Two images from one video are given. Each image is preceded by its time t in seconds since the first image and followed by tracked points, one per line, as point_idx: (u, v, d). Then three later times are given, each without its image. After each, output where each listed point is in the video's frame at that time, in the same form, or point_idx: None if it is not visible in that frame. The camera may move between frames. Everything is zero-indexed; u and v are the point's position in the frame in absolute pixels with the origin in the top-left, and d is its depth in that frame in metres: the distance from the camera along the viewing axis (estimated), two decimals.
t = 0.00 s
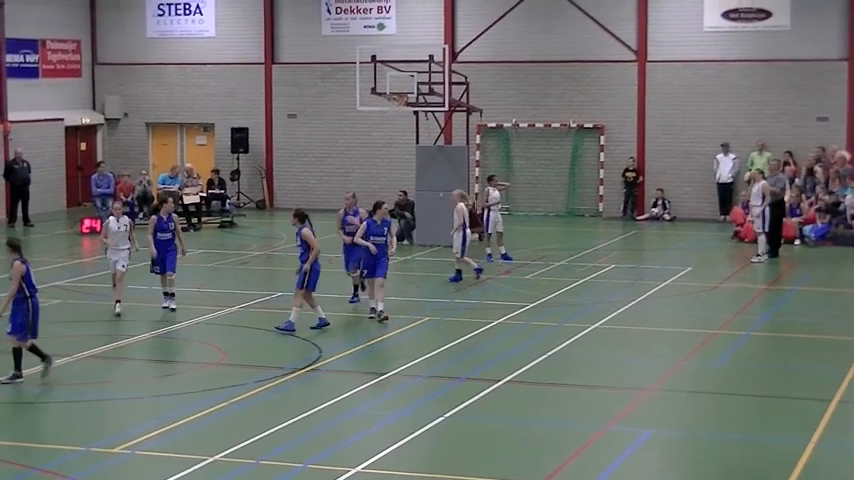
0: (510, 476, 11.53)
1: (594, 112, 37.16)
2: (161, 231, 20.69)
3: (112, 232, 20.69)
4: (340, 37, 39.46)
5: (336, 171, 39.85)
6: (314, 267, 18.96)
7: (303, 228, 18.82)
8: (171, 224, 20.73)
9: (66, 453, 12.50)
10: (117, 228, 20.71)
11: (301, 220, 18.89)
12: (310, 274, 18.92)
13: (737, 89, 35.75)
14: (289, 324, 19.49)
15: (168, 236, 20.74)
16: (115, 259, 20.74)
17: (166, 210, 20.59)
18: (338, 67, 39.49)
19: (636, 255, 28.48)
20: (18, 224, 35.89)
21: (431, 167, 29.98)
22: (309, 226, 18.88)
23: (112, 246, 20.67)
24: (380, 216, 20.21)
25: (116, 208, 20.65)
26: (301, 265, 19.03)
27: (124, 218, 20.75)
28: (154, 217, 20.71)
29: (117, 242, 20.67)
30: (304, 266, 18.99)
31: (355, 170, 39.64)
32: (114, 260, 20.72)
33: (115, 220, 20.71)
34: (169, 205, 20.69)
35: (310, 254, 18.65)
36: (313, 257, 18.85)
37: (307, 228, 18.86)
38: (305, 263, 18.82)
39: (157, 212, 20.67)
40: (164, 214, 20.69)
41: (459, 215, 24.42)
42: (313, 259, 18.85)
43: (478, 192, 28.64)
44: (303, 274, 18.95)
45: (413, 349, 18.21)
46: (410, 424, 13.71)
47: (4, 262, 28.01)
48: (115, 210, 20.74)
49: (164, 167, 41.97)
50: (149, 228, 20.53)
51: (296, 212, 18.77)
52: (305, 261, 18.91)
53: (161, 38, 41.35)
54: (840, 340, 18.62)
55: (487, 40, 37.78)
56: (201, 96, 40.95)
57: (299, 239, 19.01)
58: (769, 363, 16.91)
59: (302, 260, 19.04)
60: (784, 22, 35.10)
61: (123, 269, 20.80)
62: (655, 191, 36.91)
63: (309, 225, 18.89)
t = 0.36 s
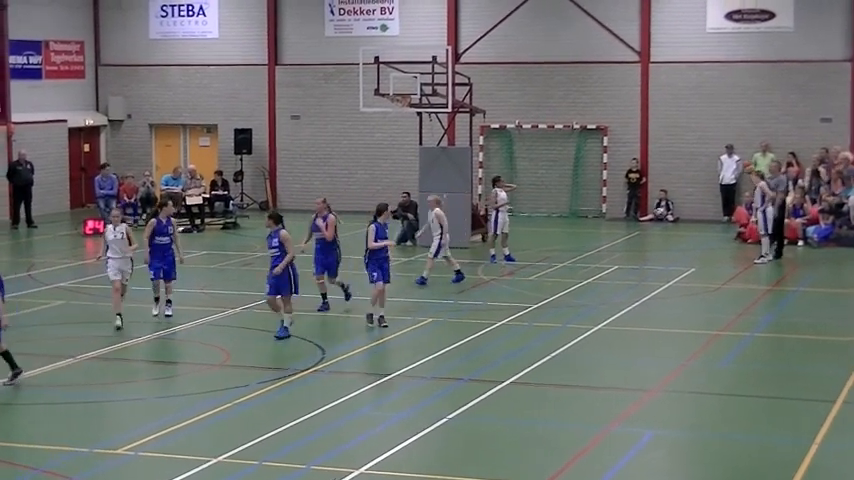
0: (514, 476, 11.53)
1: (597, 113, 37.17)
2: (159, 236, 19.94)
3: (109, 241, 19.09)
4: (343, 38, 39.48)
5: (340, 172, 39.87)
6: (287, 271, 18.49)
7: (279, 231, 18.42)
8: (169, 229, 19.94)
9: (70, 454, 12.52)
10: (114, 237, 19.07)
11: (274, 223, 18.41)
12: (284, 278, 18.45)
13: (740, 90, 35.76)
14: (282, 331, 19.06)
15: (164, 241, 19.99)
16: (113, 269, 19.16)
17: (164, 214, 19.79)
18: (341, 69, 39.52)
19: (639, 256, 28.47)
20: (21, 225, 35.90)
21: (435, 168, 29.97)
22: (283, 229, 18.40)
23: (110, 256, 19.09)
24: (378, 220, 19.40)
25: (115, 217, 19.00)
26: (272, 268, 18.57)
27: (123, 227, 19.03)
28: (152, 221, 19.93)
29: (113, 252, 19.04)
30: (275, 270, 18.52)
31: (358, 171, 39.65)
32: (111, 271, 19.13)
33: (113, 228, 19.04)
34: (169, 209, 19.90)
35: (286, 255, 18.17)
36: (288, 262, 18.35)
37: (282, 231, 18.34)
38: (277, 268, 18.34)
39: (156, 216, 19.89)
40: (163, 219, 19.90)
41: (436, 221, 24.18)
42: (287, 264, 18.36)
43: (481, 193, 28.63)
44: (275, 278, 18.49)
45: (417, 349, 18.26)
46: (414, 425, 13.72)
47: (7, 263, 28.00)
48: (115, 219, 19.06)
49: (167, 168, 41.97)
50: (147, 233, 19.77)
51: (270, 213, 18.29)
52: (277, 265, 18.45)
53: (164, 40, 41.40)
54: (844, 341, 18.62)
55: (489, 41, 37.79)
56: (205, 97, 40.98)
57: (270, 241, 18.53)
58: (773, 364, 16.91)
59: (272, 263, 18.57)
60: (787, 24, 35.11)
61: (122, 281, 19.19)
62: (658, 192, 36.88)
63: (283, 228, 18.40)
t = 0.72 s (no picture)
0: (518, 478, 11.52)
1: (601, 115, 37.16)
2: (150, 243, 19.55)
3: (115, 251, 18.35)
4: (347, 40, 39.49)
5: (344, 174, 39.88)
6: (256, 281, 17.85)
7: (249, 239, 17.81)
8: (161, 234, 19.58)
9: (74, 456, 12.51)
10: (120, 245, 18.40)
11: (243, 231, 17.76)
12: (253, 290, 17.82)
13: (744, 92, 35.74)
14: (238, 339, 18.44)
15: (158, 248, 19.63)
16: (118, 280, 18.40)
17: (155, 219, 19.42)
18: (345, 70, 39.52)
19: (644, 258, 28.45)
20: (26, 227, 35.93)
21: (439, 170, 29.97)
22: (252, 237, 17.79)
23: (116, 266, 18.34)
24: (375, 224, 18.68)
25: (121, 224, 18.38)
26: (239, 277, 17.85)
27: (128, 234, 18.51)
28: (142, 228, 19.54)
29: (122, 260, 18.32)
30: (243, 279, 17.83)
31: (362, 173, 39.66)
32: (118, 281, 18.37)
33: (119, 236, 18.44)
34: (159, 214, 19.54)
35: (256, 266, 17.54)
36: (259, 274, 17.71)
37: (252, 240, 17.76)
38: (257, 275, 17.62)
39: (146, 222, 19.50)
40: (154, 224, 19.53)
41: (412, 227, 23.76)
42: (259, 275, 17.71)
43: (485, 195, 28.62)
44: (243, 288, 17.80)
45: (422, 351, 18.27)
46: (418, 427, 13.70)
47: (11, 265, 28.02)
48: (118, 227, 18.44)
49: (171, 170, 41.98)
50: (138, 240, 19.35)
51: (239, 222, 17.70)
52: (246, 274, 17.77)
53: (168, 42, 41.41)
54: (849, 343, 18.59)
55: (494, 43, 37.79)
56: (209, 99, 40.98)
57: (238, 250, 17.82)
58: (777, 366, 16.89)
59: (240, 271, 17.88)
60: (791, 26, 35.09)
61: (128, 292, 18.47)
62: (662, 194, 36.87)
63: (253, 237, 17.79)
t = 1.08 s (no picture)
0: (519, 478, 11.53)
1: (602, 115, 37.17)
2: (142, 250, 19.00)
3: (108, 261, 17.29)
4: (348, 41, 39.51)
5: (345, 175, 39.90)
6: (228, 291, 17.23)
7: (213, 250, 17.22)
8: (153, 242, 19.07)
9: (75, 457, 12.53)
10: (113, 254, 17.28)
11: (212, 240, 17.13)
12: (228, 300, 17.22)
13: (746, 92, 35.74)
14: (210, 350, 17.83)
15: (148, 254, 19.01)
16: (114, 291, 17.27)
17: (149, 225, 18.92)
18: (346, 71, 39.53)
19: (645, 259, 28.47)
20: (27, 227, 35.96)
21: (440, 170, 29.98)
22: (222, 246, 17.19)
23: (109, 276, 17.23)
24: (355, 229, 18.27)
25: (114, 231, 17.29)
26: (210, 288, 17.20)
27: (123, 243, 17.31)
28: (135, 235, 19.01)
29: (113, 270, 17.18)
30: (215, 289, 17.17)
31: (364, 174, 39.68)
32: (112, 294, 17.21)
33: (113, 245, 17.33)
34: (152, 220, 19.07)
35: (234, 273, 16.98)
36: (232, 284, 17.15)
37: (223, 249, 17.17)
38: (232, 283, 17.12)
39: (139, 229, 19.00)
40: (147, 231, 19.02)
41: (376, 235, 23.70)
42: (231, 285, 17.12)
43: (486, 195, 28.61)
44: (217, 298, 17.17)
45: (424, 351, 18.28)
46: (420, 427, 13.72)
47: (12, 265, 28.04)
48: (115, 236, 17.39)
49: (172, 171, 42.01)
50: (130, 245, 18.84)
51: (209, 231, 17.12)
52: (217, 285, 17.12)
53: (169, 42, 41.43)
54: (851, 343, 18.60)
55: (495, 43, 37.80)
56: (210, 100, 40.99)
57: (207, 261, 17.15)
58: (778, 367, 16.89)
59: (209, 283, 17.22)
60: (793, 26, 35.08)
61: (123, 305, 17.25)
62: (663, 194, 36.87)
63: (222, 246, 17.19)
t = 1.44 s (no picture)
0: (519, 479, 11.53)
1: (603, 116, 37.16)
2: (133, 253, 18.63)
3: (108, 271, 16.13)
4: (349, 41, 39.51)
5: (346, 175, 39.90)
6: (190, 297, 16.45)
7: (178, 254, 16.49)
8: (145, 245, 18.65)
9: (76, 457, 12.53)
10: (116, 264, 16.15)
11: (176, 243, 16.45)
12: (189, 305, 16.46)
13: (747, 93, 35.73)
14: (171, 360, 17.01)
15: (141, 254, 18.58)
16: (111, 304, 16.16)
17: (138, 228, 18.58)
18: (347, 71, 39.53)
19: (645, 259, 28.48)
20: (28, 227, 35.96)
21: (441, 171, 29.97)
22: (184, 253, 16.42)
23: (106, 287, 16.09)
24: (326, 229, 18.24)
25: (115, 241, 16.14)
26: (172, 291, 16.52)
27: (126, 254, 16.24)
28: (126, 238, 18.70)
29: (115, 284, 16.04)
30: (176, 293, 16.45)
31: (365, 174, 39.67)
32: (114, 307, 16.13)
33: (114, 255, 16.20)
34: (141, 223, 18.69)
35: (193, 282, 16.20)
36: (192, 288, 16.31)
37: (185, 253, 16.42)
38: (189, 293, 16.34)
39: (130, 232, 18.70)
40: (137, 235, 18.68)
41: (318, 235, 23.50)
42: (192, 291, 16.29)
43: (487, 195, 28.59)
44: (178, 304, 16.46)
45: (425, 351, 18.28)
46: (421, 427, 13.73)
47: (13, 265, 28.05)
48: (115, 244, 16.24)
49: (173, 171, 42.00)
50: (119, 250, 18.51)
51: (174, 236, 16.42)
52: (179, 290, 16.38)
53: (170, 42, 41.44)
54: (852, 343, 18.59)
55: (496, 44, 37.81)
56: (211, 99, 40.99)
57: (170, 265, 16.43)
58: (779, 367, 16.89)
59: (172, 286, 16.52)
60: (794, 27, 35.08)
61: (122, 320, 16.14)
62: (664, 195, 36.86)
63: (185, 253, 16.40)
